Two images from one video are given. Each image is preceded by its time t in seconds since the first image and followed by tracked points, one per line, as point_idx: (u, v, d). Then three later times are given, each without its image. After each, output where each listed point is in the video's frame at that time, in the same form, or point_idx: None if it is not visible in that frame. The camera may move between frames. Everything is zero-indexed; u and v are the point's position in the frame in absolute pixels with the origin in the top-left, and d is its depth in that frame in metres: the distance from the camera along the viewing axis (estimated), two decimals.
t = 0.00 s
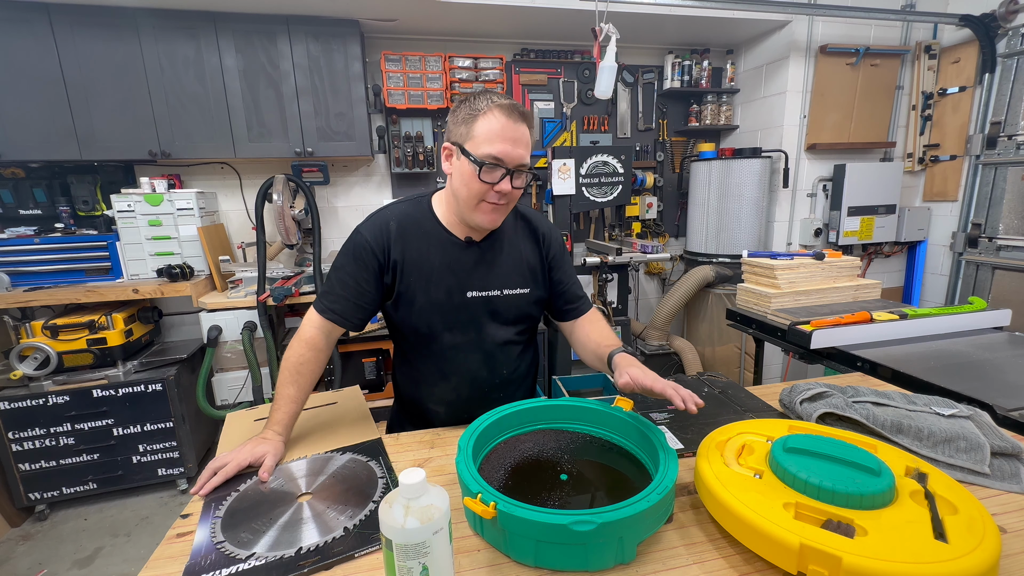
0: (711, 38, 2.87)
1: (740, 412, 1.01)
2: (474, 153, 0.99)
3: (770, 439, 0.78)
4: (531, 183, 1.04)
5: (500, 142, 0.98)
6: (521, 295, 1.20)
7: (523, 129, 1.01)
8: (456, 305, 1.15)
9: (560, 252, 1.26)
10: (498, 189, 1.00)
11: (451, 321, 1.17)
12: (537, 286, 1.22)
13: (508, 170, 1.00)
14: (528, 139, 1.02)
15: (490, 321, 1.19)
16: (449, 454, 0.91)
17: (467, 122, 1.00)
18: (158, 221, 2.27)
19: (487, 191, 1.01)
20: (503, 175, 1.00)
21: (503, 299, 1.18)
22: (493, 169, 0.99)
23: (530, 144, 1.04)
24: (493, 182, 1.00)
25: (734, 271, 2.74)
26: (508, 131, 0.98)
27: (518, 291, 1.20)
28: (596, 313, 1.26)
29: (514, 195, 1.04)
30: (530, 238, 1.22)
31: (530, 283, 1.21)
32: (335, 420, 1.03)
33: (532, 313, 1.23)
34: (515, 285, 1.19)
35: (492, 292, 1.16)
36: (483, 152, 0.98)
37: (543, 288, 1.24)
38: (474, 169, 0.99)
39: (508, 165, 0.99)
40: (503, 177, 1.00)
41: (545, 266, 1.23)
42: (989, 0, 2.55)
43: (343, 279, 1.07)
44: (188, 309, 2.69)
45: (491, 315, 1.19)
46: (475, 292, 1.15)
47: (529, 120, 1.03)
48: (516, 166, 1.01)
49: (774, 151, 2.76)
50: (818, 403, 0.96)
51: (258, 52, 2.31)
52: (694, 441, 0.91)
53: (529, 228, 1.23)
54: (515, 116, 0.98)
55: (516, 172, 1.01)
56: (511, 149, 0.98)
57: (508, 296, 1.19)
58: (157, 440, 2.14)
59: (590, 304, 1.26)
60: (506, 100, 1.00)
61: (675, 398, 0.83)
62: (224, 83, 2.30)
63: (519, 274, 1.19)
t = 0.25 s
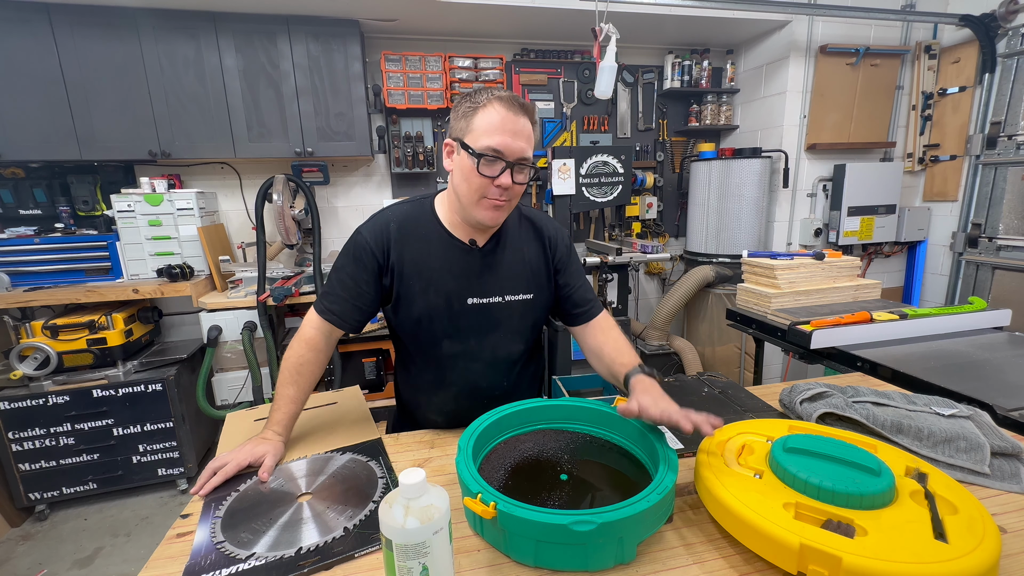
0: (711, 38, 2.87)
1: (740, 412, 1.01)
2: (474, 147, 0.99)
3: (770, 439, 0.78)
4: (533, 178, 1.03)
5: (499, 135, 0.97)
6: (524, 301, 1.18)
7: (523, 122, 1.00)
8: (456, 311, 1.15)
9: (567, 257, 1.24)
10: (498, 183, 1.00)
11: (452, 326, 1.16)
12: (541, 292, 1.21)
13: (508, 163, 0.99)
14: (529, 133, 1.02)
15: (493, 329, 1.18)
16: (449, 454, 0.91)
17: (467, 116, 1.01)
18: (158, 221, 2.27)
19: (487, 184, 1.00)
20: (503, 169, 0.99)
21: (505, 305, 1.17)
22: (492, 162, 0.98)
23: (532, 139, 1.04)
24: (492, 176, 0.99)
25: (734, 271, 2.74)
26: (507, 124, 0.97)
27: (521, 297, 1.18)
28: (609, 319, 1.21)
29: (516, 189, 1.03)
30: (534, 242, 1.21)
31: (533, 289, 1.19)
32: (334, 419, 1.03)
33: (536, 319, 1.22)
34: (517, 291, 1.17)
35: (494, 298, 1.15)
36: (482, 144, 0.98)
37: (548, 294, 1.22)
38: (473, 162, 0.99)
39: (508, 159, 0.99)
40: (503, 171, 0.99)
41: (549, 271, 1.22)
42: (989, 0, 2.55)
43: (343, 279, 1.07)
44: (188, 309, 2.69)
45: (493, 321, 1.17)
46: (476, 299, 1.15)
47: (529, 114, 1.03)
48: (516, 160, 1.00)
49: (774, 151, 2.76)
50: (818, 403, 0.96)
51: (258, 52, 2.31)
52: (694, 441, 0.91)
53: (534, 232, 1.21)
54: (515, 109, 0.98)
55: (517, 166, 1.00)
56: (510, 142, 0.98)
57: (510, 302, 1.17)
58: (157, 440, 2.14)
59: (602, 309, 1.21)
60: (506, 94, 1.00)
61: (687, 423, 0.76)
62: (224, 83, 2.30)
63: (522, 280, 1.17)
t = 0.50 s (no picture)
0: (711, 38, 2.87)
1: (740, 412, 1.01)
2: (478, 153, 0.98)
3: (770, 439, 0.78)
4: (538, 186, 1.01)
5: (504, 141, 0.96)
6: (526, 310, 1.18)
7: (531, 128, 0.98)
8: (457, 319, 1.15)
9: (574, 266, 1.21)
10: (501, 191, 0.99)
11: (453, 333, 1.16)
12: (544, 301, 1.20)
13: (512, 171, 0.98)
14: (537, 137, 1.00)
15: (495, 338, 1.17)
16: (449, 454, 0.91)
17: (473, 121, 1.00)
18: (158, 221, 2.27)
19: (490, 192, 0.99)
20: (507, 176, 0.98)
21: (507, 314, 1.16)
22: (496, 169, 0.97)
23: (540, 144, 1.02)
24: (496, 183, 0.98)
25: (734, 271, 2.74)
26: (513, 130, 0.95)
27: (524, 307, 1.17)
28: (618, 328, 1.22)
29: (520, 197, 1.01)
30: (539, 250, 1.19)
31: (536, 298, 1.18)
32: (334, 420, 1.03)
33: (539, 328, 1.21)
34: (520, 301, 1.16)
35: (495, 309, 1.14)
36: (486, 151, 0.97)
37: (551, 303, 1.21)
38: (477, 169, 0.98)
39: (513, 166, 0.97)
40: (507, 178, 0.98)
41: (553, 280, 1.20)
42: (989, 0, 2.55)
43: (342, 282, 1.06)
44: (188, 309, 2.69)
45: (496, 329, 1.17)
46: (477, 308, 1.14)
47: (538, 118, 1.01)
48: (521, 168, 0.99)
49: (774, 151, 2.76)
50: (818, 403, 0.96)
51: (258, 52, 2.31)
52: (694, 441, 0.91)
53: (538, 239, 1.19)
54: (522, 114, 0.96)
55: (521, 174, 0.99)
56: (515, 149, 0.96)
57: (512, 312, 1.17)
58: (157, 440, 2.14)
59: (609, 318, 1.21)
60: (515, 97, 0.98)
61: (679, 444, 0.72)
62: (224, 83, 2.30)
63: (525, 289, 1.16)
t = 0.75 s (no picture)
0: (711, 38, 2.87)
1: (740, 412, 1.01)
2: (482, 149, 0.99)
3: (770, 439, 0.78)
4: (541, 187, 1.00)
5: (508, 139, 0.96)
6: (531, 316, 1.17)
7: (538, 128, 0.99)
8: (459, 323, 1.15)
9: (579, 272, 1.21)
10: (502, 188, 0.99)
11: (456, 338, 1.16)
12: (547, 306, 1.19)
13: (515, 168, 0.98)
14: (543, 139, 1.00)
15: (499, 343, 1.17)
16: (449, 454, 0.91)
17: (480, 121, 1.02)
18: (158, 221, 2.27)
19: (491, 189, 1.00)
20: (509, 173, 0.98)
21: (510, 319, 1.16)
22: (498, 166, 0.98)
23: (547, 147, 1.02)
24: (498, 180, 0.99)
25: (734, 271, 2.74)
26: (518, 128, 0.96)
27: (528, 312, 1.17)
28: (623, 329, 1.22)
29: (522, 197, 1.01)
30: (544, 255, 1.18)
31: (539, 303, 1.17)
32: (334, 420, 1.03)
33: (542, 333, 1.21)
34: (524, 306, 1.16)
35: (499, 314, 1.14)
36: (489, 147, 0.98)
37: (555, 308, 1.21)
38: (480, 165, 0.99)
39: (515, 164, 0.97)
40: (509, 175, 0.98)
41: (556, 285, 1.19)
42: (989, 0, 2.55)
43: (344, 284, 1.06)
44: (188, 309, 2.69)
45: (498, 332, 1.16)
46: (479, 313, 1.14)
47: (546, 121, 1.01)
48: (525, 166, 0.99)
49: (774, 151, 2.76)
50: (818, 403, 0.96)
51: (258, 52, 2.30)
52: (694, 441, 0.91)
53: (543, 244, 1.19)
54: (527, 115, 0.97)
55: (524, 172, 0.99)
56: (519, 146, 0.97)
57: (516, 317, 1.16)
58: (157, 440, 2.14)
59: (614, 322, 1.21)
60: (523, 99, 0.99)
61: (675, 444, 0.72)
62: (224, 83, 2.30)
63: (530, 295, 1.16)
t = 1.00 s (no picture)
0: (711, 38, 2.88)
1: (740, 412, 1.01)
2: (488, 147, 1.01)
3: (770, 439, 0.78)
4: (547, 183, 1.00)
5: (514, 135, 0.97)
6: (534, 319, 1.17)
7: (543, 126, 1.00)
8: (463, 326, 1.15)
9: (583, 276, 1.22)
10: (507, 184, 0.99)
11: (458, 340, 1.16)
12: (550, 310, 1.19)
13: (520, 164, 0.98)
14: (550, 136, 1.00)
15: (501, 345, 1.17)
16: (449, 454, 0.91)
17: (486, 120, 1.03)
18: (158, 221, 2.27)
19: (497, 185, 1.00)
20: (515, 169, 0.98)
21: (513, 322, 1.16)
22: (503, 162, 0.99)
23: (553, 144, 1.02)
24: (503, 176, 0.99)
25: (734, 271, 2.74)
26: (523, 124, 0.97)
27: (532, 315, 1.17)
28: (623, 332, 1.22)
29: (528, 193, 1.00)
30: (548, 259, 1.18)
31: (543, 307, 1.18)
32: (334, 420, 1.03)
33: (545, 337, 1.21)
34: (528, 309, 1.16)
35: (503, 317, 1.14)
36: (495, 143, 0.99)
37: (559, 312, 1.21)
38: (485, 161, 1.00)
39: (521, 159, 0.98)
40: (514, 171, 0.98)
41: (560, 289, 1.20)
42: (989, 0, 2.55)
43: (349, 285, 1.06)
44: (188, 309, 2.69)
45: (501, 334, 1.16)
46: (483, 316, 1.14)
47: (553, 120, 1.02)
48: (530, 163, 0.99)
49: (774, 151, 2.76)
50: (818, 403, 0.96)
51: (258, 52, 2.30)
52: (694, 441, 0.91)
53: (548, 248, 1.18)
54: (532, 112, 0.98)
55: (529, 168, 0.99)
56: (524, 142, 0.97)
57: (520, 320, 1.16)
58: (157, 440, 2.14)
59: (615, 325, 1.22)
60: (528, 98, 1.01)
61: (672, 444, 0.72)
62: (224, 83, 2.30)
63: (534, 298, 1.16)
